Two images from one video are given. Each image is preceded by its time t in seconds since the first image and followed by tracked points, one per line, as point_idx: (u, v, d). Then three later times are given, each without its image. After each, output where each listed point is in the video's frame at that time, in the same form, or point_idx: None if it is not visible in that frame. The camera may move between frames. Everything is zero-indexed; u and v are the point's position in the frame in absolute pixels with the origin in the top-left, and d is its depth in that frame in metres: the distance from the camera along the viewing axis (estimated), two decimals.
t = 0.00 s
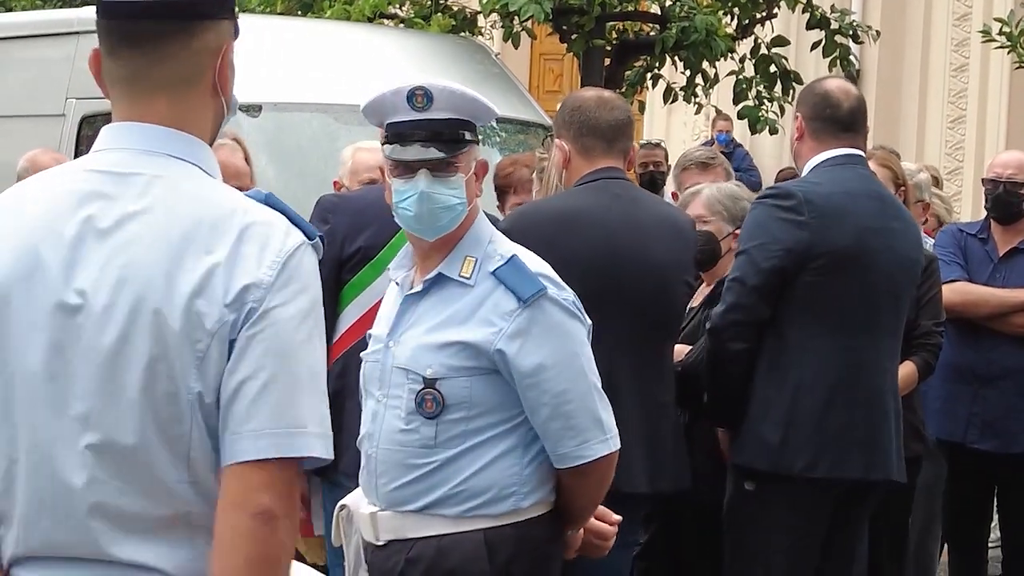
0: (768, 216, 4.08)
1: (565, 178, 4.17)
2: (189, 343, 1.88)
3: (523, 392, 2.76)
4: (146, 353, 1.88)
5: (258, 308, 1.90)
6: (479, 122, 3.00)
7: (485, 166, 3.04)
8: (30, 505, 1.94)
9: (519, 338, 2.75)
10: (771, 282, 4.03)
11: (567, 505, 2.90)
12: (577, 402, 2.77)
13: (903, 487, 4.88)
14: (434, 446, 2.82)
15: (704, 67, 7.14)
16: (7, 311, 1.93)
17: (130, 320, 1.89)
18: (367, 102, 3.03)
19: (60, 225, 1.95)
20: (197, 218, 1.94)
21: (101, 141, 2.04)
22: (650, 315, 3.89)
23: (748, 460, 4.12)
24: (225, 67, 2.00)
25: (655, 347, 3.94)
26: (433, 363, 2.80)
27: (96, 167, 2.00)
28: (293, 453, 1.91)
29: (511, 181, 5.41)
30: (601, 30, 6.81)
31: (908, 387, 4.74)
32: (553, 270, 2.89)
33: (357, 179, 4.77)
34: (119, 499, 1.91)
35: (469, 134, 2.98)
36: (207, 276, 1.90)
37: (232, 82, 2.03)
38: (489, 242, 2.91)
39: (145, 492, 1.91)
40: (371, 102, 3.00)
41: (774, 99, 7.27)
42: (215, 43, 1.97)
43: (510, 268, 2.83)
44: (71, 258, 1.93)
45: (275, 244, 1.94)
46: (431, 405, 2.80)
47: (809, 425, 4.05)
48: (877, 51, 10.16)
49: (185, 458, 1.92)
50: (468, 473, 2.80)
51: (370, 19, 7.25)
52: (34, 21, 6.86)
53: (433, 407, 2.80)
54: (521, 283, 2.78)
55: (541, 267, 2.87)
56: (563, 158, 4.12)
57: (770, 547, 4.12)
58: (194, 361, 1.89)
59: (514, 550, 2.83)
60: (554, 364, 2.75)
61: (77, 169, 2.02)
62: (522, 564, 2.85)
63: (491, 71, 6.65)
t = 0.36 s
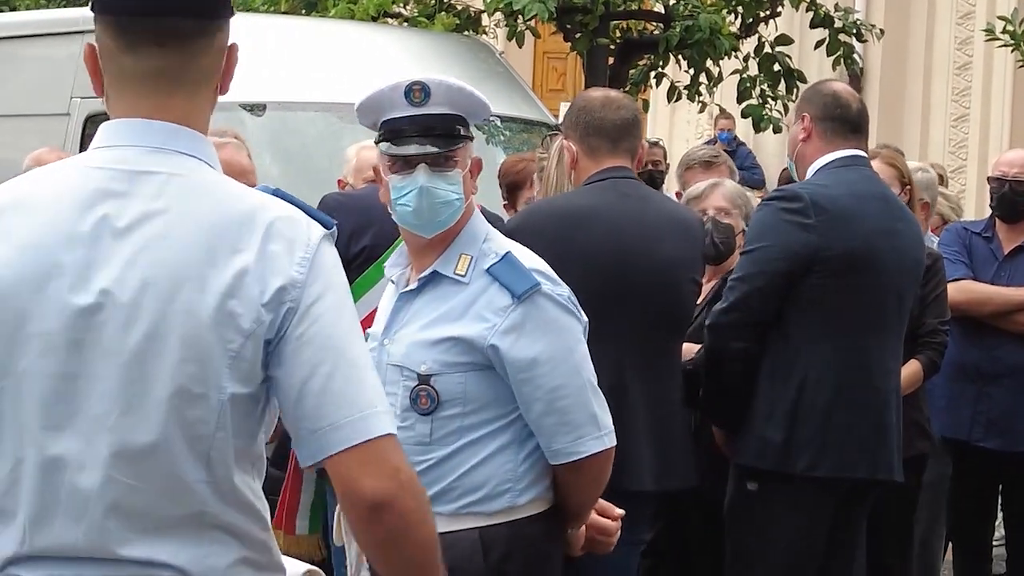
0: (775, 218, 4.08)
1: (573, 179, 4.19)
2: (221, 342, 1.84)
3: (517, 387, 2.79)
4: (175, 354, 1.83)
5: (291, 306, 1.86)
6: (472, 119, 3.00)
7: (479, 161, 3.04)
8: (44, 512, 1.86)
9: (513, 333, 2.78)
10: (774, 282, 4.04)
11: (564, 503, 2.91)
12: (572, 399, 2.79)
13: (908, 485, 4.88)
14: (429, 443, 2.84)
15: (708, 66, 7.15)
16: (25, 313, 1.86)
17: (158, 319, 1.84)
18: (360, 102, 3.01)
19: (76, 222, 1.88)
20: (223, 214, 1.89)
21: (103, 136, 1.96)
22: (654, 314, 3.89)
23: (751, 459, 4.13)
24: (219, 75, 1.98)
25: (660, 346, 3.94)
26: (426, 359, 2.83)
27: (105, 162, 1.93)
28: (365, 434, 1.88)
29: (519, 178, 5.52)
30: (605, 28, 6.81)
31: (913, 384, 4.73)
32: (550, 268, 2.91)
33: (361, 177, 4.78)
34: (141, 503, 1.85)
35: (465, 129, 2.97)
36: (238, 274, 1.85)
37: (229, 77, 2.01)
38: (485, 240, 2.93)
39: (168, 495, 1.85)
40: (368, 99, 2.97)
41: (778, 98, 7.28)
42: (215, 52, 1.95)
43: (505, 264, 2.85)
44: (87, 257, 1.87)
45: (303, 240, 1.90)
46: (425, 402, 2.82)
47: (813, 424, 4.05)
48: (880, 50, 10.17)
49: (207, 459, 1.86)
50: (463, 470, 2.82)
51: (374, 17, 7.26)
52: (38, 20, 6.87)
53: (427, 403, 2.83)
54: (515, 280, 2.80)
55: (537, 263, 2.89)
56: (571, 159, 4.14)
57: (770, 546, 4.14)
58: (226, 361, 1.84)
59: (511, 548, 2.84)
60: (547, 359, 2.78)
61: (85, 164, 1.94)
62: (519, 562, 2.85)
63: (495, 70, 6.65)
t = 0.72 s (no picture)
0: (793, 218, 4.08)
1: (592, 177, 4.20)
2: (234, 327, 1.97)
3: (534, 383, 2.79)
4: (189, 340, 1.96)
5: (297, 287, 2.00)
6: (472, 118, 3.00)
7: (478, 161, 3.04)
8: (69, 497, 1.97)
9: (527, 330, 2.78)
10: (790, 283, 4.06)
11: (577, 498, 2.91)
12: (588, 393, 2.79)
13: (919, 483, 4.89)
14: (446, 443, 2.84)
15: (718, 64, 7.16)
16: (42, 310, 1.96)
17: (173, 309, 1.95)
18: (360, 104, 2.99)
19: (85, 217, 1.98)
20: (228, 204, 2.01)
21: (96, 128, 2.05)
22: (667, 313, 3.90)
23: (764, 458, 4.15)
24: (203, 70, 2.07)
25: (676, 346, 3.95)
26: (440, 359, 2.83)
27: (104, 155, 2.03)
28: (358, 412, 2.03)
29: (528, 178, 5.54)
30: (616, 27, 6.83)
31: (925, 383, 4.74)
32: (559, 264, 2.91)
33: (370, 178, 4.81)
34: (162, 484, 1.97)
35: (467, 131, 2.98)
36: (247, 261, 1.98)
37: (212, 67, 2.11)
38: (488, 239, 2.93)
39: (188, 475, 1.98)
40: (371, 101, 2.95)
41: (788, 96, 7.29)
42: (200, 49, 2.04)
43: (519, 262, 2.84)
44: (97, 251, 1.97)
45: (303, 223, 2.03)
46: (441, 402, 2.83)
47: (826, 424, 4.06)
48: (888, 49, 10.18)
49: (223, 441, 1.99)
50: (480, 468, 2.83)
51: (385, 16, 7.28)
52: (48, 19, 6.88)
53: (443, 403, 2.83)
54: (526, 276, 2.81)
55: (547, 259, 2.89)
56: (588, 156, 4.16)
57: (784, 543, 4.15)
58: (242, 346, 1.97)
59: (526, 545, 2.85)
60: (563, 353, 2.78)
61: (85, 157, 2.03)
62: (533, 559, 2.86)
63: (505, 68, 6.68)
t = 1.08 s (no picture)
0: (821, 217, 4.10)
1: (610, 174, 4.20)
2: (207, 316, 2.11)
3: (538, 380, 2.77)
4: (163, 330, 2.11)
5: (263, 275, 2.14)
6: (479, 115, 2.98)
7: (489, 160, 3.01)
8: (59, 482, 2.13)
9: (531, 327, 2.77)
10: (821, 281, 4.07)
11: (589, 494, 2.90)
12: (593, 389, 2.78)
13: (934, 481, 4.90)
14: (452, 441, 2.83)
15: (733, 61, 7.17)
16: (26, 309, 2.13)
17: (147, 301, 2.11)
18: (366, 103, 3.02)
19: (63, 214, 2.14)
20: (196, 198, 2.15)
21: (71, 126, 2.21)
22: (689, 311, 3.91)
23: (792, 454, 4.18)
24: (174, 60, 2.22)
25: (698, 345, 3.97)
26: (446, 357, 2.81)
27: (78, 154, 2.19)
28: (326, 397, 2.16)
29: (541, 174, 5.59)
30: (631, 25, 6.83)
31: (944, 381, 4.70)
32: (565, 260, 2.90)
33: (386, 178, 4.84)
34: (143, 468, 2.13)
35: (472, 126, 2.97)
36: (217, 254, 2.12)
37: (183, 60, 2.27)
38: (496, 236, 2.90)
39: (168, 459, 2.13)
40: (375, 100, 2.98)
41: (803, 93, 7.29)
42: (168, 40, 2.19)
43: (524, 260, 2.83)
44: (74, 249, 2.13)
45: (269, 211, 2.16)
46: (447, 400, 2.81)
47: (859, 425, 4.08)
48: (904, 45, 10.15)
49: (201, 427, 2.14)
50: (485, 466, 2.82)
51: (400, 14, 7.30)
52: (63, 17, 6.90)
53: (449, 401, 2.81)
54: (530, 272, 2.79)
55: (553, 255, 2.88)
56: (609, 153, 4.17)
57: (819, 541, 4.17)
58: (215, 334, 2.12)
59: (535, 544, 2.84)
60: (566, 351, 2.77)
61: (64, 155, 2.20)
62: (541, 558, 2.85)
63: (520, 66, 6.69)
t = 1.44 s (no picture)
0: (841, 214, 4.09)
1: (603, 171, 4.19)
2: (196, 306, 2.22)
3: (493, 398, 2.65)
4: (155, 322, 2.20)
5: (247, 263, 2.25)
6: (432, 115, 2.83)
7: (446, 159, 2.84)
8: (53, 475, 2.20)
9: (488, 344, 2.64)
10: (839, 278, 4.06)
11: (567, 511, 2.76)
12: (545, 411, 2.63)
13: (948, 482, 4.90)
14: (422, 445, 2.76)
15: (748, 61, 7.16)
16: (13, 307, 2.19)
17: (137, 294, 2.20)
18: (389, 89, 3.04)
19: (47, 214, 2.22)
20: (175, 193, 2.25)
21: (36, 126, 2.29)
22: (682, 308, 3.92)
23: (808, 455, 4.16)
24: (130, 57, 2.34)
25: (693, 342, 3.99)
26: (416, 362, 2.73)
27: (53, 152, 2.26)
28: (309, 382, 2.29)
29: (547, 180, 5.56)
30: (646, 24, 6.84)
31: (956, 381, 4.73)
32: (551, 273, 2.73)
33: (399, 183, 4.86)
34: (141, 458, 2.22)
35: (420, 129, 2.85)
36: (203, 247, 2.22)
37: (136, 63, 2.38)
38: (492, 243, 2.78)
39: (161, 449, 2.23)
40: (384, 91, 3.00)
41: (818, 93, 7.28)
42: (127, 37, 2.31)
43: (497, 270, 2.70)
44: (59, 247, 2.20)
45: (246, 201, 2.28)
46: (414, 405, 2.73)
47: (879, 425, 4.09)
48: (919, 44, 10.12)
49: (192, 414, 2.25)
50: (447, 474, 2.74)
51: (415, 14, 7.31)
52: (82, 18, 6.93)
53: (416, 406, 2.73)
54: (497, 286, 2.66)
55: (537, 266, 2.73)
56: (602, 150, 4.16)
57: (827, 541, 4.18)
58: (204, 323, 2.22)
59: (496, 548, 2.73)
60: (521, 372, 2.63)
61: (36, 155, 2.27)
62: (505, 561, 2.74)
63: (535, 65, 6.70)
